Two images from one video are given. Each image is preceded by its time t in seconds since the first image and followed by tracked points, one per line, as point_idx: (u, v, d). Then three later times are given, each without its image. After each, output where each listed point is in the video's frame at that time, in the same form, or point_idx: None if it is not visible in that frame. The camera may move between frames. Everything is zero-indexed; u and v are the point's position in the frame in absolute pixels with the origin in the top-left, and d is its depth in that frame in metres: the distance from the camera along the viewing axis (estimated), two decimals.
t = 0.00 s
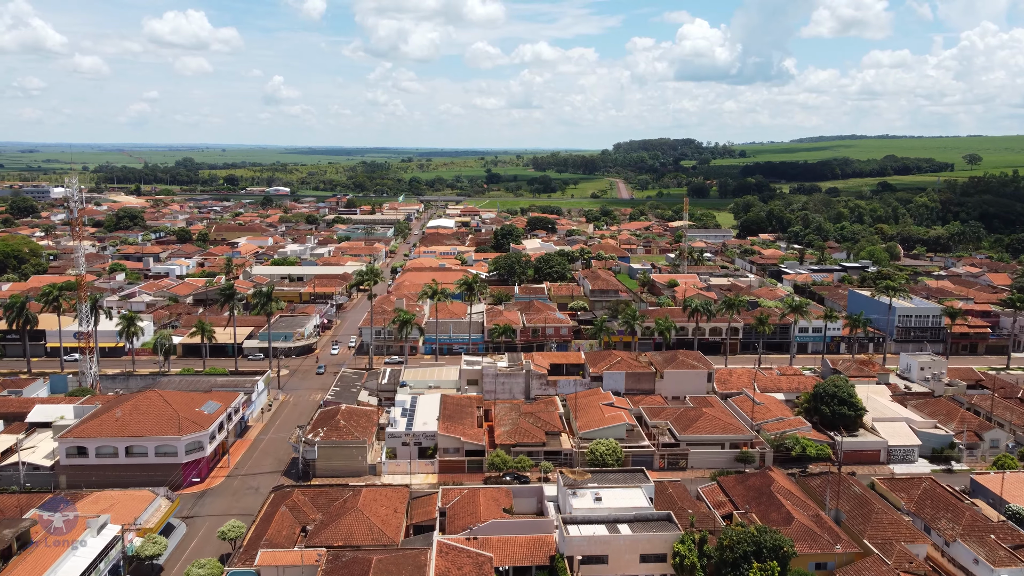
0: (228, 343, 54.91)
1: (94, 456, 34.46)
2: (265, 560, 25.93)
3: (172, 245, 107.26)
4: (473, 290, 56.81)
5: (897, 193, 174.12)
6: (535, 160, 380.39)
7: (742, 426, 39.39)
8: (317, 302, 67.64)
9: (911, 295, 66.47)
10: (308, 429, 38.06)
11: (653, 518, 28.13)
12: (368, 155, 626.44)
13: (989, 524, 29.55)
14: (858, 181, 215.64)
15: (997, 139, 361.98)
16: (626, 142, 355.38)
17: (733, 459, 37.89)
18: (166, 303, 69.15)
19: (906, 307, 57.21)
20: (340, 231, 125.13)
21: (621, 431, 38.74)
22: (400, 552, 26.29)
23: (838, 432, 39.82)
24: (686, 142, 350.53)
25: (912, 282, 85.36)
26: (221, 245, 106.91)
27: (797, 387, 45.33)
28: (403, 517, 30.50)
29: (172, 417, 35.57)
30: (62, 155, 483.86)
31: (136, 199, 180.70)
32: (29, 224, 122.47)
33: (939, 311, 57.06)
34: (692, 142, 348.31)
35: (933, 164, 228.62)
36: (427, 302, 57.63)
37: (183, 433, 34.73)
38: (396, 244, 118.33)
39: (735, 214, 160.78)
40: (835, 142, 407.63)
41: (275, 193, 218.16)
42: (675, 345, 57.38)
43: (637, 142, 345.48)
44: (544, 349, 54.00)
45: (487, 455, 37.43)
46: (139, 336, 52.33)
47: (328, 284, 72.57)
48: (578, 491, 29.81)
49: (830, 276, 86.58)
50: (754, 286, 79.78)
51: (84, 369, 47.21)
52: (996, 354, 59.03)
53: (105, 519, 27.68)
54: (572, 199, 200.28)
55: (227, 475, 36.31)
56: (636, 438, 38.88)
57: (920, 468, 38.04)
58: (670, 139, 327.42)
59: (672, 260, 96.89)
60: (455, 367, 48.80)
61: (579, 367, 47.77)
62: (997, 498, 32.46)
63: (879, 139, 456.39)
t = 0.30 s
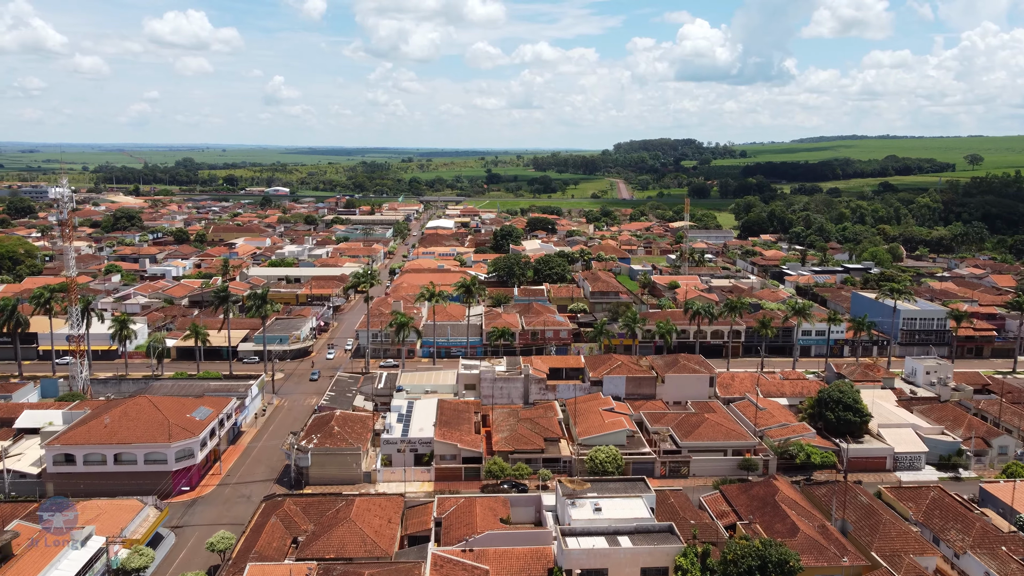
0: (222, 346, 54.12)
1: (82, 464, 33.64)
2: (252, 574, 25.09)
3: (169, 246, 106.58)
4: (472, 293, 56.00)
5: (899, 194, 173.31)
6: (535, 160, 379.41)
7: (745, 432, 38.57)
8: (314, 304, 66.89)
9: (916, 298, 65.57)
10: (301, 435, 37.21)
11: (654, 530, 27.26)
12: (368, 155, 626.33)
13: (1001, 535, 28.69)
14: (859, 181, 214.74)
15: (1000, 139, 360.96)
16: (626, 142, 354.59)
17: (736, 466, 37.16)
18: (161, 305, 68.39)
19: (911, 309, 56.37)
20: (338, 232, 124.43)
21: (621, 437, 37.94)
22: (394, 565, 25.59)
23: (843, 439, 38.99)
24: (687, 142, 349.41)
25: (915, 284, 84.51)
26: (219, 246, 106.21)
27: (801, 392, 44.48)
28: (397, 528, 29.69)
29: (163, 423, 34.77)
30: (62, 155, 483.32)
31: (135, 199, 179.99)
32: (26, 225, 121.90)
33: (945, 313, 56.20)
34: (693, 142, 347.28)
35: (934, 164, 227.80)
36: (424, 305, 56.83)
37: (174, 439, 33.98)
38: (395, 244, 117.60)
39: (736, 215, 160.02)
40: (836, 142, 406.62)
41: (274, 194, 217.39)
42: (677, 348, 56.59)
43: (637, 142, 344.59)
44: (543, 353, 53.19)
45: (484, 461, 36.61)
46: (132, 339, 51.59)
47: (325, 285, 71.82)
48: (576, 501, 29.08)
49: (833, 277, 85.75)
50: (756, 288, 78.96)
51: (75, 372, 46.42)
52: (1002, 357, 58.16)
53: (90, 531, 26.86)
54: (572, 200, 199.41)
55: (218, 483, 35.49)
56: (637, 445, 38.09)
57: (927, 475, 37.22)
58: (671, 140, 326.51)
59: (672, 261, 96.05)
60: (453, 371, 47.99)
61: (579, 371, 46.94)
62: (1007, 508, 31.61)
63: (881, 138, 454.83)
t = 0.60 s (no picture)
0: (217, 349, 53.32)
1: (69, 472, 32.83)
2: None
3: (167, 247, 105.82)
4: (469, 295, 55.22)
5: (901, 194, 172.41)
6: (535, 160, 378.54)
7: (748, 439, 37.75)
8: (310, 306, 66.12)
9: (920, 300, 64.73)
10: (294, 443, 36.38)
11: (655, 542, 26.47)
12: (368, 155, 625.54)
13: (1012, 547, 27.86)
14: (860, 181, 213.91)
15: (1002, 138, 360.20)
16: (627, 143, 353.89)
17: (739, 474, 36.34)
18: (156, 307, 67.61)
19: (916, 312, 55.59)
20: (337, 233, 123.65)
21: (621, 444, 37.15)
22: None
23: (848, 445, 38.22)
24: (688, 143, 348.40)
25: (919, 285, 83.71)
26: (216, 247, 105.52)
27: (804, 397, 43.68)
28: (392, 540, 28.90)
29: (152, 430, 33.94)
30: (61, 155, 482.86)
31: (133, 199, 179.31)
32: (23, 225, 121.21)
33: (949, 316, 55.41)
34: (693, 142, 346.40)
35: (936, 165, 227.02)
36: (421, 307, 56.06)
37: (163, 447, 33.12)
38: (394, 245, 116.88)
39: (737, 216, 159.20)
40: (838, 143, 405.84)
41: (273, 194, 216.72)
42: (678, 351, 55.79)
43: (637, 142, 343.75)
44: (542, 357, 52.42)
45: (481, 469, 35.82)
46: (124, 342, 50.84)
47: (323, 287, 71.07)
48: (575, 513, 28.31)
49: (835, 279, 84.94)
50: (758, 289, 78.13)
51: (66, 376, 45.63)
52: (1007, 361, 57.37)
53: (75, 543, 26.17)
54: (572, 200, 198.63)
55: (208, 492, 34.68)
56: (637, 452, 37.28)
57: (934, 483, 36.43)
58: (671, 140, 325.98)
59: (673, 262, 95.31)
60: (450, 375, 47.19)
61: (578, 375, 46.12)
62: (1017, 519, 30.77)
63: (881, 138, 453.89)
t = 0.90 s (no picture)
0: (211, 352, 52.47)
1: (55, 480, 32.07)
2: None
3: (164, 248, 104.96)
4: (467, 298, 54.37)
5: (903, 194, 171.61)
6: (535, 159, 377.66)
7: (751, 445, 36.99)
8: (307, 309, 65.36)
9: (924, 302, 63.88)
10: (288, 450, 35.60)
11: (656, 556, 25.64)
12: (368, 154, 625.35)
13: None
14: (861, 182, 213.15)
15: (1005, 138, 359.18)
16: (627, 143, 353.13)
17: (741, 482, 35.55)
18: (151, 309, 66.83)
19: (920, 316, 54.79)
20: (335, 233, 122.95)
21: (622, 451, 36.34)
22: None
23: (853, 453, 37.43)
24: (688, 143, 347.46)
25: (922, 287, 82.88)
26: (214, 248, 104.81)
27: (808, 402, 42.88)
28: (385, 552, 28.10)
29: (141, 437, 33.12)
30: (61, 155, 482.13)
31: (132, 200, 178.52)
32: (19, 226, 120.53)
33: (955, 320, 54.61)
34: (694, 142, 345.48)
35: (937, 165, 226.41)
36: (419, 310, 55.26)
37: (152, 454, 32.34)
38: (392, 246, 116.17)
39: (738, 216, 158.33)
40: (839, 144, 404.98)
41: (273, 194, 216.09)
42: (679, 355, 54.98)
43: (638, 143, 342.96)
44: (541, 361, 51.61)
45: (478, 477, 35.03)
46: (117, 346, 50.06)
47: (320, 288, 70.26)
48: (575, 525, 27.48)
49: (838, 281, 84.13)
50: (760, 292, 77.26)
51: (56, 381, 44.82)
52: (1013, 364, 56.53)
53: (57, 556, 25.21)
54: (572, 200, 197.90)
55: (198, 500, 33.87)
56: (638, 460, 36.49)
57: (941, 492, 35.64)
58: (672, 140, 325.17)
59: (674, 263, 94.40)
60: (447, 379, 46.37)
61: (578, 380, 45.29)
62: None
63: (881, 138, 453.24)
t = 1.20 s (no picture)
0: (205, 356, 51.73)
1: (42, 489, 31.58)
2: None
3: (160, 249, 104.18)
4: (465, 301, 53.61)
5: (904, 195, 170.83)
6: (535, 159, 376.74)
7: (754, 453, 36.22)
8: (303, 311, 64.64)
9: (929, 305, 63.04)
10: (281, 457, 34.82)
11: (658, 570, 24.88)
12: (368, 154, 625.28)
13: None
14: (862, 182, 212.22)
15: (1006, 139, 357.99)
16: (627, 144, 352.48)
17: (745, 490, 34.77)
18: (145, 312, 66.07)
19: (926, 319, 53.99)
20: (334, 234, 122.33)
21: (622, 459, 35.54)
22: None
23: (859, 460, 36.55)
24: (689, 143, 346.42)
25: (926, 289, 82.07)
26: (211, 249, 104.13)
27: (812, 408, 42.06)
28: (378, 564, 27.31)
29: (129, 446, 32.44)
30: (60, 156, 481.47)
31: (129, 200, 177.78)
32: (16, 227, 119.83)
33: (961, 323, 53.82)
34: (695, 142, 344.50)
35: (938, 165, 225.68)
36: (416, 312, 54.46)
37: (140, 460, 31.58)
38: (391, 248, 115.56)
39: (739, 217, 157.42)
40: (840, 145, 403.80)
41: (271, 194, 215.51)
42: (680, 359, 54.21)
43: (638, 143, 342.35)
44: (540, 365, 50.85)
45: (475, 486, 34.24)
46: (109, 349, 49.32)
47: (317, 290, 69.52)
48: (574, 536, 26.73)
49: (840, 283, 83.36)
50: (761, 294, 76.43)
51: (47, 385, 44.02)
52: (1020, 368, 55.72)
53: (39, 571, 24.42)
54: (572, 201, 197.27)
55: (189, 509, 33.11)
56: (639, 467, 35.70)
57: (949, 500, 34.84)
58: (672, 141, 324.53)
59: (675, 264, 93.49)
60: (445, 384, 45.56)
61: (578, 385, 44.52)
62: None
63: (882, 139, 452.68)
